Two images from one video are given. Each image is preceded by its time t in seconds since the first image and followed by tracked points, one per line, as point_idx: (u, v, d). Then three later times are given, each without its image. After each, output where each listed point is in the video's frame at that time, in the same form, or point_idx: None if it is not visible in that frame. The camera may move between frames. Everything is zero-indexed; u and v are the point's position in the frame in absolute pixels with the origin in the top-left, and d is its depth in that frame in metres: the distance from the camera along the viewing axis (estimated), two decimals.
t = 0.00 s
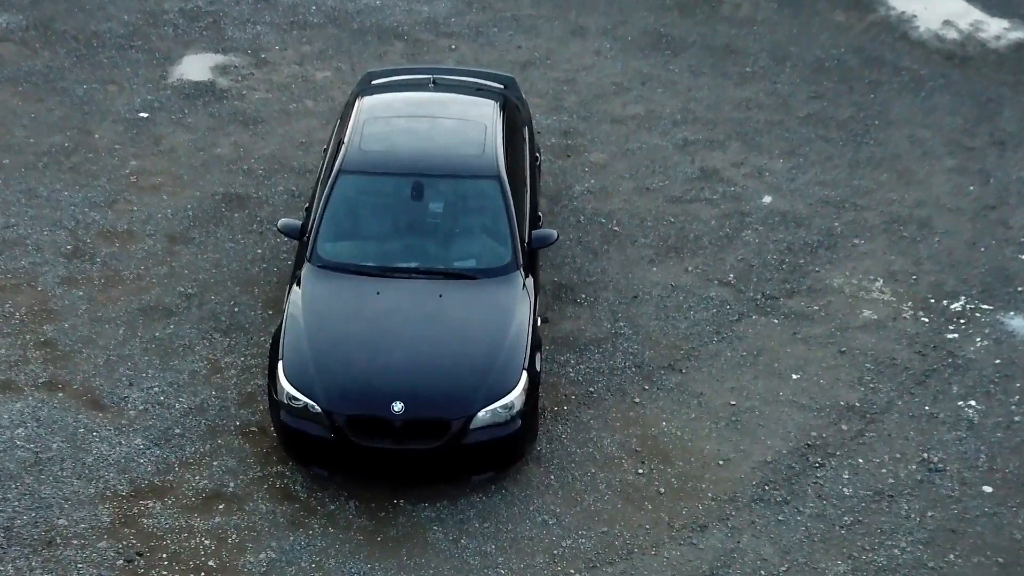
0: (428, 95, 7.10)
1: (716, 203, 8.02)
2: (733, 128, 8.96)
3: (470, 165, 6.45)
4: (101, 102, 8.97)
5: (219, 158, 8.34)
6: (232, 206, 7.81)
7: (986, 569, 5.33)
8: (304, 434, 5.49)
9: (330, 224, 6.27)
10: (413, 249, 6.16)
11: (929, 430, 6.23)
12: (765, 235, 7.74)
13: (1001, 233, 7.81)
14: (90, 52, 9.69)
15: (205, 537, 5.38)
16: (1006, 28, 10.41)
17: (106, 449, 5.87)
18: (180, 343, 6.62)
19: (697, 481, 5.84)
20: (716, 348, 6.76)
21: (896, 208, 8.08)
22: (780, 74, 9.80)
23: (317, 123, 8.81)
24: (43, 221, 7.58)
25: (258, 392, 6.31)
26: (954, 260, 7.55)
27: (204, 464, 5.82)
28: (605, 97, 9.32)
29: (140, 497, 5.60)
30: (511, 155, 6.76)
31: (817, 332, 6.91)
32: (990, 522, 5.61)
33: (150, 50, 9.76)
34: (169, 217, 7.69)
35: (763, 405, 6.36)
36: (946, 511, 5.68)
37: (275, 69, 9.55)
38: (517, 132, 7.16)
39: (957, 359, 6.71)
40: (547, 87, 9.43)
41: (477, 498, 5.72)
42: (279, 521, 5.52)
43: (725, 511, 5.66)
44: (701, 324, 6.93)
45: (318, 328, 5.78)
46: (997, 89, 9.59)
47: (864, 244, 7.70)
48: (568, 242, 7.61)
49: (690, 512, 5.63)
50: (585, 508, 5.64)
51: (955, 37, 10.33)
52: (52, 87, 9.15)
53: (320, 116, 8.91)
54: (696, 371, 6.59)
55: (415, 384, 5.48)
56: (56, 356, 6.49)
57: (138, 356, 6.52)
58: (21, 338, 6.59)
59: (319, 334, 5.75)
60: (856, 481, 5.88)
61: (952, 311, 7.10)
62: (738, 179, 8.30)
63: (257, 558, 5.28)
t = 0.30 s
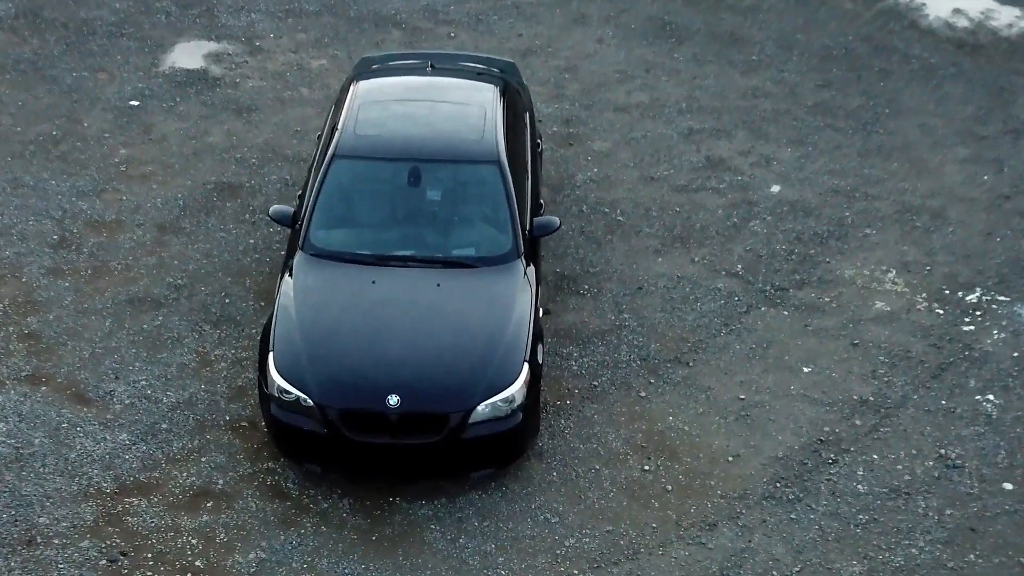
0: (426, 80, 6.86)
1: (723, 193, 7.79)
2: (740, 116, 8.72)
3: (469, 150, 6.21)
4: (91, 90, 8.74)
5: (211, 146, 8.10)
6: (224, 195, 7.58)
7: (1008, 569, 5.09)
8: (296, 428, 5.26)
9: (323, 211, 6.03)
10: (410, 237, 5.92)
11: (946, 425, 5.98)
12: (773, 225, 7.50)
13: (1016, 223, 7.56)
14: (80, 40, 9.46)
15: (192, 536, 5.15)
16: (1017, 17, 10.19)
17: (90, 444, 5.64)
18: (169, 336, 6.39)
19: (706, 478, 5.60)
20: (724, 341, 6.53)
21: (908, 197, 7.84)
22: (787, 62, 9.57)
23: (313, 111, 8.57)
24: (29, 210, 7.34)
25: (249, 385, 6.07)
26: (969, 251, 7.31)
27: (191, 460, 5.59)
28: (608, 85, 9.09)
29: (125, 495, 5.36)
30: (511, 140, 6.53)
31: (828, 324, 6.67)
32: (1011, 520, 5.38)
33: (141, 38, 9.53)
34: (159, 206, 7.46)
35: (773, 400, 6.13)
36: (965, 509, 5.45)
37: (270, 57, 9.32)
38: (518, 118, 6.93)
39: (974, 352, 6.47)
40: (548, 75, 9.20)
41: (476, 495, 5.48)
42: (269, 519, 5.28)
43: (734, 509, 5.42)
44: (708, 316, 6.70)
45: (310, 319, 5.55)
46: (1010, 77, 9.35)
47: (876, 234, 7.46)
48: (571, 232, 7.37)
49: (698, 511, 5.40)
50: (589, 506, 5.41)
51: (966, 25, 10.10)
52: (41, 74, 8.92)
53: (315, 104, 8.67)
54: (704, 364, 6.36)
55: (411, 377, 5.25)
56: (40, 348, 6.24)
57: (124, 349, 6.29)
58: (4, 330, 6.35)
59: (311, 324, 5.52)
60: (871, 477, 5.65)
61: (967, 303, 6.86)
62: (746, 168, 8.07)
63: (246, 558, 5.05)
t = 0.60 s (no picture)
0: (424, 62, 6.62)
1: (731, 181, 7.55)
2: (747, 104, 8.49)
3: (469, 133, 5.97)
4: (80, 77, 8.50)
5: (202, 134, 7.86)
6: (216, 184, 7.34)
7: None
8: (287, 423, 5.02)
9: (316, 197, 5.79)
10: (407, 223, 5.68)
11: (965, 420, 5.74)
12: (783, 214, 7.26)
13: None
14: (70, 27, 9.22)
15: (178, 536, 4.91)
16: None
17: (73, 440, 5.39)
18: (157, 328, 6.15)
19: (715, 475, 5.36)
20: (733, 333, 6.29)
21: (921, 186, 7.60)
22: (795, 49, 9.33)
23: (308, 98, 8.33)
24: (14, 199, 7.10)
25: (240, 378, 5.84)
26: (985, 240, 7.07)
27: (178, 456, 5.35)
28: (611, 73, 8.85)
29: (108, 492, 5.12)
30: (512, 124, 6.29)
31: (842, 315, 6.43)
32: None
33: (133, 25, 9.30)
34: (148, 195, 7.22)
35: (785, 393, 5.89)
36: (987, 507, 5.20)
37: (264, 44, 9.09)
38: (519, 102, 6.69)
39: (993, 344, 6.22)
40: (550, 63, 8.96)
41: (475, 493, 5.25)
42: (259, 518, 5.04)
43: (746, 507, 5.18)
44: (717, 307, 6.46)
45: (303, 308, 5.31)
46: None
47: (889, 224, 7.22)
48: (574, 221, 7.14)
49: (708, 509, 5.16)
50: (593, 504, 5.17)
51: (977, 12, 9.88)
52: (29, 61, 8.68)
53: (311, 91, 8.44)
54: (713, 357, 6.12)
55: (408, 368, 5.01)
56: (22, 340, 6.00)
57: (110, 341, 6.05)
58: None
59: (303, 314, 5.28)
60: (888, 474, 5.41)
61: (985, 294, 6.61)
62: (754, 156, 7.83)
63: (235, 558, 4.81)
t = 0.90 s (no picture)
0: (421, 43, 6.38)
1: (739, 169, 7.32)
2: (754, 91, 8.25)
3: (468, 115, 5.73)
4: (68, 64, 8.26)
5: (193, 121, 7.63)
6: (206, 172, 7.11)
7: None
8: (276, 416, 4.79)
9: (308, 181, 5.55)
10: (403, 208, 5.45)
11: (985, 414, 5.48)
12: (792, 202, 7.02)
13: None
14: (59, 13, 8.99)
15: (163, 535, 4.67)
16: None
17: (53, 434, 5.15)
18: (143, 319, 5.91)
19: (725, 472, 5.13)
20: (743, 324, 6.05)
21: (935, 174, 7.36)
22: (803, 36, 9.10)
23: (302, 85, 8.10)
24: None
25: (229, 371, 5.60)
26: (1003, 228, 6.81)
27: (164, 452, 5.11)
28: (614, 59, 8.62)
29: (90, 489, 4.88)
30: (513, 107, 6.05)
31: (855, 306, 6.20)
32: None
33: (123, 11, 9.06)
34: (136, 183, 6.98)
35: (797, 386, 5.65)
36: (1010, 505, 4.95)
37: (258, 31, 8.85)
38: (520, 85, 6.45)
39: (1013, 336, 5.96)
40: (551, 49, 8.73)
41: (475, 490, 5.01)
42: (247, 516, 4.80)
43: (757, 505, 4.95)
44: (725, 298, 6.23)
45: (294, 296, 5.07)
46: None
47: (903, 212, 6.98)
48: (577, 210, 6.90)
49: (718, 507, 4.92)
50: (598, 502, 4.93)
51: None
52: (16, 48, 8.44)
53: (305, 78, 8.20)
54: (721, 349, 5.89)
55: (404, 358, 4.78)
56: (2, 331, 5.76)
57: (94, 332, 5.81)
58: None
59: (294, 302, 5.04)
60: (906, 470, 5.16)
61: (1003, 284, 6.33)
62: (762, 144, 7.60)
63: (221, 558, 4.57)
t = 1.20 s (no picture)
0: (419, 22, 6.15)
1: (747, 156, 7.08)
2: (763, 77, 8.01)
3: (467, 95, 5.50)
4: (56, 49, 8.03)
5: (184, 106, 7.39)
6: (197, 158, 6.87)
7: None
8: (265, 409, 4.55)
9: (301, 164, 5.32)
10: (399, 191, 5.21)
11: (1009, 407, 5.24)
12: (803, 189, 6.79)
13: None
14: None
15: (147, 533, 4.44)
16: None
17: (33, 428, 4.91)
18: (129, 308, 5.68)
19: (737, 467, 4.89)
20: (753, 314, 5.81)
21: (950, 160, 7.11)
22: (812, 22, 8.86)
23: (297, 70, 7.86)
24: None
25: (218, 362, 5.37)
26: (1022, 216, 6.56)
27: (148, 447, 4.87)
28: (618, 45, 8.38)
29: (70, 485, 4.64)
30: (514, 87, 5.82)
31: (870, 296, 5.96)
32: None
33: None
34: (124, 169, 6.74)
35: (811, 378, 5.42)
36: None
37: (252, 16, 8.62)
38: (521, 66, 6.22)
39: None
40: (553, 35, 8.50)
41: (474, 486, 4.77)
42: (235, 514, 4.56)
43: (771, 502, 4.71)
44: (735, 287, 5.99)
45: (284, 282, 4.84)
46: None
47: (918, 200, 6.73)
48: (580, 197, 6.66)
49: (729, 504, 4.69)
50: (604, 498, 4.70)
51: None
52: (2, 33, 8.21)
53: (300, 63, 7.97)
54: (732, 340, 5.65)
55: (399, 347, 4.54)
56: None
57: (78, 322, 5.57)
58: None
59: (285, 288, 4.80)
60: (926, 466, 4.92)
61: None
62: (771, 130, 7.36)
63: (209, 557, 4.34)
